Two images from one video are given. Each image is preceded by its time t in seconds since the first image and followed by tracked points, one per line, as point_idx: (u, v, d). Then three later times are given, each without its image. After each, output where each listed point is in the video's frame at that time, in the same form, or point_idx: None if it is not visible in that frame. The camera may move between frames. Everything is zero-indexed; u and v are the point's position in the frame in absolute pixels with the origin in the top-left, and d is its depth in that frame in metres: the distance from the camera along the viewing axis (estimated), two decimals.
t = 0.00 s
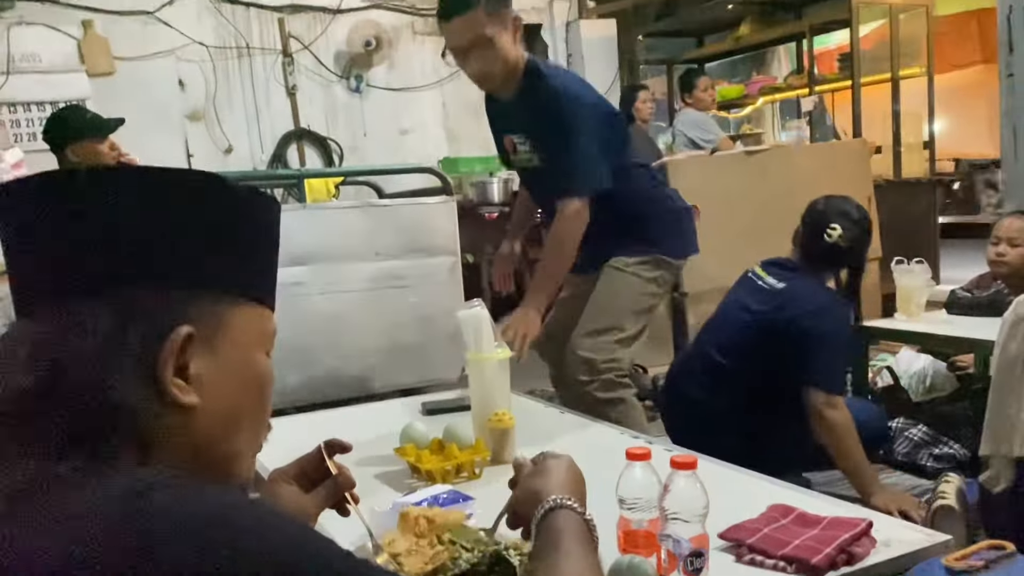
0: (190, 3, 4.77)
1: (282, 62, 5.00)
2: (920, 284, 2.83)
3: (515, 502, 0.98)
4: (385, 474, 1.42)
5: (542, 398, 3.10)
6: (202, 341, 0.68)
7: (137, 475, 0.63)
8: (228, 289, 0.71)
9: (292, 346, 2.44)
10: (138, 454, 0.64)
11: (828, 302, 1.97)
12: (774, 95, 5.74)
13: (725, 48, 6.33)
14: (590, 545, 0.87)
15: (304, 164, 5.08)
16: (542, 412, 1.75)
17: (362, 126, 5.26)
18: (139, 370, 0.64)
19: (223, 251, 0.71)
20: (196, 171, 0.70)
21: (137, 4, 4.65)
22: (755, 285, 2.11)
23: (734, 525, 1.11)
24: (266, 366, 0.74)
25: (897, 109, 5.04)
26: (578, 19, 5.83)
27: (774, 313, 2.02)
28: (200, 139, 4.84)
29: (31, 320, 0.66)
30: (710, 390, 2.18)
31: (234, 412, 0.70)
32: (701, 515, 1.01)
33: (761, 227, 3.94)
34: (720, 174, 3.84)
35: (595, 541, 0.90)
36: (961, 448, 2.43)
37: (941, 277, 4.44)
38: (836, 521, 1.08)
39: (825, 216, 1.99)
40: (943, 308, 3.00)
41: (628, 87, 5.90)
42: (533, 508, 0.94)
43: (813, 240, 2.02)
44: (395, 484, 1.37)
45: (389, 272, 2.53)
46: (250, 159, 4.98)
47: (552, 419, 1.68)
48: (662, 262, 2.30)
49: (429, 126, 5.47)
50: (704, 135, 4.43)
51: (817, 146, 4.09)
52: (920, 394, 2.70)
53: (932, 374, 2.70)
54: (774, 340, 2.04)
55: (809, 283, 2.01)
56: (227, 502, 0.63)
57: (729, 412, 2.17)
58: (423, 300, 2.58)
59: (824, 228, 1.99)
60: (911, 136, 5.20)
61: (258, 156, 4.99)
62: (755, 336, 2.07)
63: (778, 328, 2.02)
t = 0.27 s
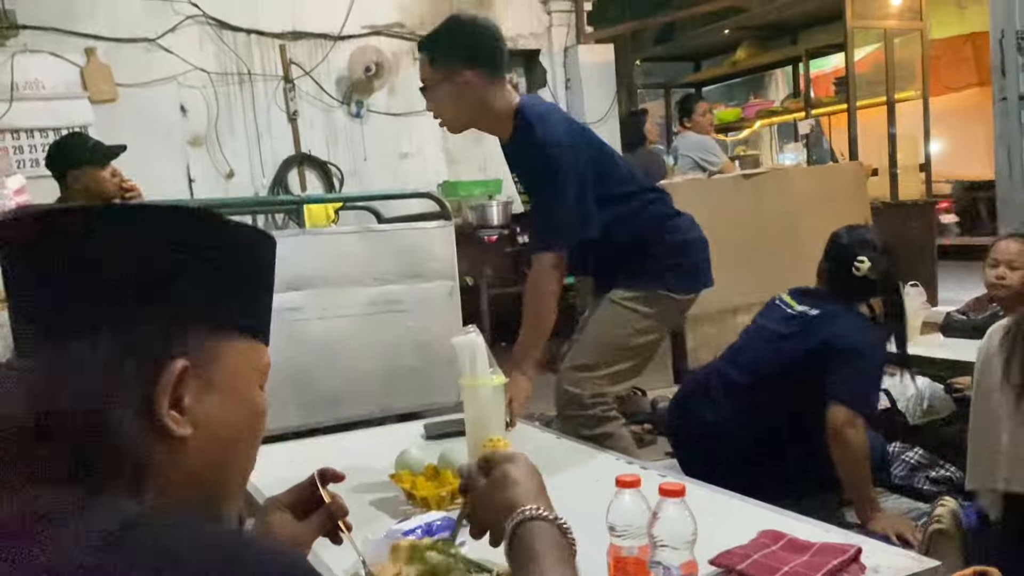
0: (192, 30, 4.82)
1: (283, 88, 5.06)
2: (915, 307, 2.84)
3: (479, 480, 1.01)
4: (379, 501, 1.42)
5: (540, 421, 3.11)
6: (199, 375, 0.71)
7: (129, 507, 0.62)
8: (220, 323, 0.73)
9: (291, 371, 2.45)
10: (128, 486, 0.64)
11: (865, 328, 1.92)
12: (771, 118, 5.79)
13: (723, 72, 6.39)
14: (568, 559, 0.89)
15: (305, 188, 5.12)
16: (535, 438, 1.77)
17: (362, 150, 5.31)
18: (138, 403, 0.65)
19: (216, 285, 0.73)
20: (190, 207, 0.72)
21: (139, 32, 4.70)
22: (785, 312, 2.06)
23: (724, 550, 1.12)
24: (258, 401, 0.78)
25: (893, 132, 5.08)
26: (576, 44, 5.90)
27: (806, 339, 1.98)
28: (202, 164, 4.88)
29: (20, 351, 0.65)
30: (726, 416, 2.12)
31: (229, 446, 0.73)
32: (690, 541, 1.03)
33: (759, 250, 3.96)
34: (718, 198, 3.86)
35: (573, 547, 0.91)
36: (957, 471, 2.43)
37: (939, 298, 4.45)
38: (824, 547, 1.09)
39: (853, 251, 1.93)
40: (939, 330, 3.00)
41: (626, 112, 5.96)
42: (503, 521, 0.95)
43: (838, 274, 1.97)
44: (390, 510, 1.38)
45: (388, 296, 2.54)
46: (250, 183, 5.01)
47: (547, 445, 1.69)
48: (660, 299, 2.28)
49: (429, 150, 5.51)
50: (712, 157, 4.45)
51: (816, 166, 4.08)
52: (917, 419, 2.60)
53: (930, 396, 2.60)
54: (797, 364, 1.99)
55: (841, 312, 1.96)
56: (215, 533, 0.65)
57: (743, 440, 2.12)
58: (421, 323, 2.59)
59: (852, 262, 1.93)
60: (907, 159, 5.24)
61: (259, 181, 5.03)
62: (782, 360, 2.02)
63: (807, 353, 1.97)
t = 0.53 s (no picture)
0: (194, 52, 4.87)
1: (285, 109, 5.11)
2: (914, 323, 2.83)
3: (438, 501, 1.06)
4: (377, 522, 1.43)
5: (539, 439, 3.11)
6: (187, 399, 0.72)
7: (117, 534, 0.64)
8: (209, 348, 0.75)
9: (294, 392, 2.45)
10: (117, 513, 0.65)
11: (895, 336, 1.89)
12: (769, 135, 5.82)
13: (721, 90, 6.43)
14: None
15: (306, 208, 5.15)
16: (532, 457, 1.78)
17: (363, 170, 5.34)
18: (128, 429, 0.67)
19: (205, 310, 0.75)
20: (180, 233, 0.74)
21: (142, 54, 4.74)
22: (816, 323, 2.03)
23: (717, 569, 1.12)
24: (248, 423, 0.79)
25: (890, 148, 5.11)
26: (575, 63, 5.94)
27: (835, 349, 1.94)
28: (204, 185, 4.91)
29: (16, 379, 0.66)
30: (755, 429, 2.08)
31: (218, 470, 0.74)
32: (682, 561, 1.03)
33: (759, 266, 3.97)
34: (717, 216, 3.87)
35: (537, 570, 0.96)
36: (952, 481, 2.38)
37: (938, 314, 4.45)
38: (817, 565, 1.09)
39: (876, 258, 1.92)
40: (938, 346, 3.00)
41: (626, 130, 5.99)
42: (464, 550, 0.99)
43: (861, 284, 1.94)
44: (387, 531, 1.39)
45: (387, 315, 2.54)
46: (252, 204, 5.05)
47: (546, 464, 1.70)
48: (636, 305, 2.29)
49: (429, 169, 5.54)
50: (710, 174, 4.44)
51: (814, 184, 4.11)
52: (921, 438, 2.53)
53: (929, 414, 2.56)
54: (824, 375, 1.96)
55: (869, 322, 1.93)
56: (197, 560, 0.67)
57: (773, 454, 2.08)
58: (421, 342, 2.60)
59: (875, 270, 1.91)
60: (905, 174, 5.26)
61: (260, 202, 5.07)
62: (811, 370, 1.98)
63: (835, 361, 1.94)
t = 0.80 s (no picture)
0: (195, 63, 4.89)
1: (286, 119, 5.12)
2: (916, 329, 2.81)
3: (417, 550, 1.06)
4: (378, 532, 1.42)
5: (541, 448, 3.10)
6: (186, 410, 0.71)
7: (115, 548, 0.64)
8: (211, 357, 0.73)
9: (296, 401, 2.45)
10: (117, 526, 0.65)
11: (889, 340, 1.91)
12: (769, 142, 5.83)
13: (721, 98, 6.44)
14: None
15: (307, 217, 5.15)
16: (538, 466, 1.76)
17: (364, 179, 5.35)
18: (125, 441, 0.66)
19: (208, 319, 0.73)
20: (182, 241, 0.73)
21: (142, 65, 4.75)
22: (798, 330, 2.04)
23: None
24: (249, 434, 0.77)
25: (890, 155, 5.11)
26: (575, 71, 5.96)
27: (835, 354, 1.93)
28: (205, 195, 4.92)
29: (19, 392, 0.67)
30: (753, 440, 2.06)
31: (218, 482, 0.73)
32: (686, 570, 1.02)
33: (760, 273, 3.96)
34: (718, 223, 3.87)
35: None
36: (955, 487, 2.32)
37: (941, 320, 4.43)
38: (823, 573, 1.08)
39: (852, 253, 1.93)
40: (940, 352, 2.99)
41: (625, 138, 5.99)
42: None
43: (841, 279, 1.97)
44: (390, 541, 1.38)
45: (389, 324, 2.52)
46: (253, 214, 5.05)
47: (550, 472, 1.69)
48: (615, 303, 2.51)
49: (430, 178, 5.55)
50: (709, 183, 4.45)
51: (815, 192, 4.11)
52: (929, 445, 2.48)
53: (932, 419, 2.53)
54: (820, 382, 1.94)
55: (860, 327, 1.93)
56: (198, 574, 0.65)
57: (771, 466, 2.05)
58: (423, 351, 2.58)
59: (852, 265, 1.93)
60: (905, 181, 5.26)
61: (261, 212, 5.07)
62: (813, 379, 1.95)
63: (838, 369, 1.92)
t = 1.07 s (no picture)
0: (194, 67, 4.89)
1: (284, 123, 5.12)
2: (914, 329, 2.80)
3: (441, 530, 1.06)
4: (379, 535, 1.42)
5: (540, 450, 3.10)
6: (187, 414, 0.71)
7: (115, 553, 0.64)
8: (211, 362, 0.73)
9: (293, 406, 2.44)
10: (119, 529, 0.65)
11: (866, 342, 1.86)
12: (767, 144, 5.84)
13: (719, 100, 6.45)
14: None
15: (306, 221, 5.15)
16: (538, 468, 1.76)
17: (363, 183, 5.35)
18: (126, 447, 0.66)
19: (207, 324, 0.73)
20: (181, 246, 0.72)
21: (141, 69, 4.75)
22: (769, 335, 1.98)
23: None
24: (251, 437, 0.77)
25: (889, 156, 5.12)
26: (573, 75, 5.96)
27: (805, 357, 1.88)
28: (204, 199, 4.92)
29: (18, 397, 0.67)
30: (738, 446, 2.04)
31: (220, 487, 0.73)
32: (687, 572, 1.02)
33: (759, 275, 3.95)
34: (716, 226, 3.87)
35: None
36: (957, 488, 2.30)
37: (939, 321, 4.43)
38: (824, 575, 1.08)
39: (818, 257, 1.85)
40: (939, 353, 2.98)
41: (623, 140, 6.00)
42: None
43: (810, 281, 1.88)
44: (390, 544, 1.38)
45: (388, 328, 2.52)
46: (252, 219, 5.06)
47: (551, 475, 1.69)
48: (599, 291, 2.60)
49: (429, 182, 5.55)
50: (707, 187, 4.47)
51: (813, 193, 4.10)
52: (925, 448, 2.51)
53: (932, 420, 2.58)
54: (797, 387, 1.91)
55: (829, 331, 1.86)
56: None
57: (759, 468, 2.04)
58: (421, 354, 2.58)
59: (822, 267, 1.85)
60: (904, 182, 5.26)
61: (260, 216, 5.08)
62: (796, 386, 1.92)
63: (820, 377, 1.87)
